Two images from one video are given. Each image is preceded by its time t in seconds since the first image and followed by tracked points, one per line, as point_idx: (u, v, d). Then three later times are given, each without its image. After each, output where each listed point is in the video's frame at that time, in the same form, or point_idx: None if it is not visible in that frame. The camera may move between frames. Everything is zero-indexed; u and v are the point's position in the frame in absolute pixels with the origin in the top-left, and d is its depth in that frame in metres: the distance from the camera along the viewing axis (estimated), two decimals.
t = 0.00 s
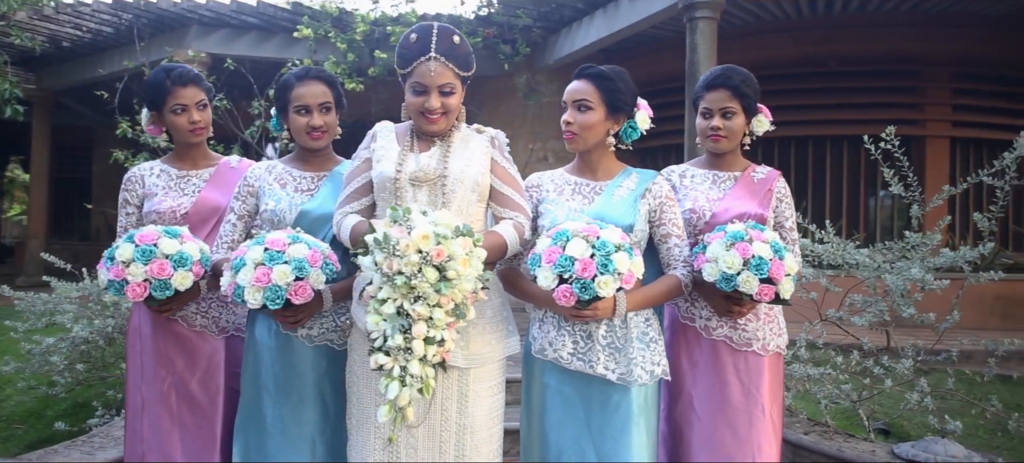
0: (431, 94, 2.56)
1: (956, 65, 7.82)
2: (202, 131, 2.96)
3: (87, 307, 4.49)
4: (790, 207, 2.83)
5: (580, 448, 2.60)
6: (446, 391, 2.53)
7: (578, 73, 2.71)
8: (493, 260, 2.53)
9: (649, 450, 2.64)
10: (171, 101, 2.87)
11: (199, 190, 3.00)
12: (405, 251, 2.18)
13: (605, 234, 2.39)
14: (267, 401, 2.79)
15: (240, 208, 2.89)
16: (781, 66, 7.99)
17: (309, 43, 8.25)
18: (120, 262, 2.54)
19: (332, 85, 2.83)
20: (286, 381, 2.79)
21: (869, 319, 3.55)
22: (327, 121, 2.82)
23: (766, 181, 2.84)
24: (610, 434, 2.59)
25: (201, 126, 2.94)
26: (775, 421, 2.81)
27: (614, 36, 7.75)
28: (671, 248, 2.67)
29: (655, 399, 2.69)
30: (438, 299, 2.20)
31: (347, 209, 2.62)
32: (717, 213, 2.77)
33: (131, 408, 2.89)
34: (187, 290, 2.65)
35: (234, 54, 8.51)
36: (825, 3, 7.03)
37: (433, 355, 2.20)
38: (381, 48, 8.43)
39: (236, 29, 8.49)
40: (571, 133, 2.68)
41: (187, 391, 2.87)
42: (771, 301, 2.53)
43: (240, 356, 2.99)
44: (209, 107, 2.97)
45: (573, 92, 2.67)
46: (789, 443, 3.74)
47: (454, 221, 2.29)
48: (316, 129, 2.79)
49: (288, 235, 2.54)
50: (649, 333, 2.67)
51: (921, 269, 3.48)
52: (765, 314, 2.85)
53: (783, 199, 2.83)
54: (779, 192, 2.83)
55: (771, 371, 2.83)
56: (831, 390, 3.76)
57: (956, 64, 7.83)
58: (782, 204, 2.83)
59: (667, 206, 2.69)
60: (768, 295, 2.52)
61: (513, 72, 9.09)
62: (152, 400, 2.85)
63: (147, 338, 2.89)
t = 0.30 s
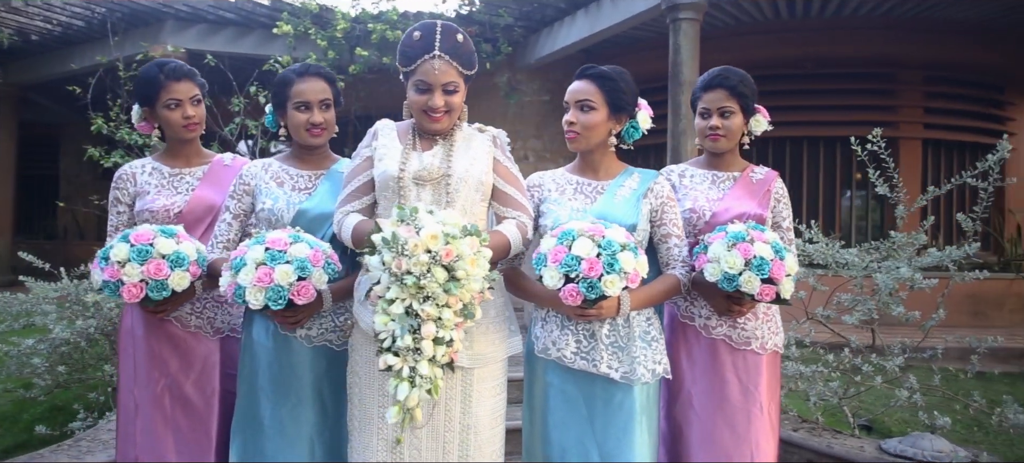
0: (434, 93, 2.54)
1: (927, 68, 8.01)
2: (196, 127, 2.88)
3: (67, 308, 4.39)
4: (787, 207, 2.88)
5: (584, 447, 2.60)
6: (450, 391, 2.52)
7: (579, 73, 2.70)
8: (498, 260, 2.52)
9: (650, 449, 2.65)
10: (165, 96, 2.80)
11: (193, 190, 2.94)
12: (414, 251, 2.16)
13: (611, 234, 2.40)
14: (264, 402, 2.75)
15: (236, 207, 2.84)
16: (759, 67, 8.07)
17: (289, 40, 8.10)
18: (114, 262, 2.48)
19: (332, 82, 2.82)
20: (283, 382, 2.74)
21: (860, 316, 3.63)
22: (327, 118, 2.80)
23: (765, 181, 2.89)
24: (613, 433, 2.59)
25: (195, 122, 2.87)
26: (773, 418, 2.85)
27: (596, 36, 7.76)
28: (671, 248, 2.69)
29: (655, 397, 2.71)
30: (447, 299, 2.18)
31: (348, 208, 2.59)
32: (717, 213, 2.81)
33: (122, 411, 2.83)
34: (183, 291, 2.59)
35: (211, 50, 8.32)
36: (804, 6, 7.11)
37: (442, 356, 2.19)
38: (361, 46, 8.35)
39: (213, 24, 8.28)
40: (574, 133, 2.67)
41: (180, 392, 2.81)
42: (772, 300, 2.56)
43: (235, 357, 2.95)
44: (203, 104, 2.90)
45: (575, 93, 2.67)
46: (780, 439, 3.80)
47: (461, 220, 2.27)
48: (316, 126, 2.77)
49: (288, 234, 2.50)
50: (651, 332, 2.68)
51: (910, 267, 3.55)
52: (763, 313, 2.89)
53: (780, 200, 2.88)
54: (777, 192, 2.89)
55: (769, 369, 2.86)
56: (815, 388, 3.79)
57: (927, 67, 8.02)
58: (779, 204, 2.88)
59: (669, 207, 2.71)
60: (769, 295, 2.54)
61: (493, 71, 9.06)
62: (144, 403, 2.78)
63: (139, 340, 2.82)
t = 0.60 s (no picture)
0: (441, 89, 2.52)
1: (903, 71, 8.14)
2: (194, 122, 2.83)
3: (50, 308, 4.29)
4: (787, 206, 2.91)
5: (590, 445, 2.60)
6: (456, 390, 2.50)
7: (584, 72, 2.70)
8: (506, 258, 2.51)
9: (655, 447, 2.66)
10: (163, 89, 2.75)
11: (190, 187, 2.88)
12: (427, 249, 2.14)
13: (621, 233, 2.40)
14: (265, 403, 2.70)
15: (235, 205, 2.78)
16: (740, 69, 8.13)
17: (271, 36, 7.98)
18: (113, 260, 2.42)
19: (333, 78, 2.80)
20: (284, 382, 2.70)
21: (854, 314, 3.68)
22: (330, 114, 2.77)
23: (766, 180, 2.92)
24: (620, 431, 2.59)
25: (192, 117, 2.81)
26: (774, 416, 2.87)
27: (581, 36, 7.76)
28: (675, 246, 2.70)
29: (660, 395, 2.72)
30: (460, 298, 2.17)
31: (352, 206, 2.56)
32: (720, 212, 2.83)
33: (116, 413, 2.76)
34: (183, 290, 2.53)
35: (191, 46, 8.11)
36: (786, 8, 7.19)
37: (455, 355, 2.18)
38: (343, 43, 8.25)
39: (192, 20, 8.08)
40: (580, 131, 2.67)
41: (177, 394, 2.75)
42: (777, 299, 2.57)
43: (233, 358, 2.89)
44: (200, 99, 2.85)
45: (581, 91, 2.66)
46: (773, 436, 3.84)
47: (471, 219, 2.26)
48: (318, 122, 2.74)
49: (293, 232, 2.46)
50: (656, 331, 2.69)
51: (902, 267, 3.61)
52: (765, 312, 2.91)
53: (781, 198, 2.91)
54: (778, 192, 2.92)
55: (771, 367, 2.88)
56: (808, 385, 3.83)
57: (904, 70, 8.15)
58: (780, 203, 2.91)
59: (673, 205, 2.71)
60: (775, 294, 2.56)
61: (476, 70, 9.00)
62: (141, 404, 2.72)
63: (134, 341, 2.76)
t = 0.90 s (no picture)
0: (451, 87, 2.49)
1: (884, 73, 8.24)
2: (193, 118, 2.76)
3: (35, 309, 4.19)
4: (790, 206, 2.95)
5: (600, 446, 2.58)
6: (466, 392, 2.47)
7: (593, 71, 2.68)
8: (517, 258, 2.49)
9: (663, 447, 2.66)
10: (163, 83, 2.68)
11: (189, 186, 2.81)
12: (442, 249, 2.12)
13: (633, 233, 2.40)
14: (269, 407, 2.65)
15: (236, 203, 2.72)
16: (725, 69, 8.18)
17: (254, 33, 7.85)
18: (115, 260, 2.36)
19: (339, 75, 2.76)
20: (289, 384, 2.65)
21: (851, 313, 3.73)
22: (335, 112, 2.73)
23: (770, 181, 2.94)
24: (629, 432, 2.59)
25: (192, 112, 2.75)
26: (778, 415, 2.89)
27: (568, 35, 7.74)
28: (682, 246, 2.70)
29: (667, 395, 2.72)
30: (476, 298, 2.16)
31: (359, 205, 2.52)
32: (726, 212, 2.84)
33: (114, 417, 2.70)
34: (187, 291, 2.48)
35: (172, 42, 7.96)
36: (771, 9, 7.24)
37: (471, 356, 2.16)
38: (328, 40, 8.14)
39: (173, 15, 7.91)
40: (589, 131, 2.66)
41: (178, 396, 2.69)
42: (785, 299, 2.59)
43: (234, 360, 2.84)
44: (201, 95, 2.78)
45: (590, 91, 2.65)
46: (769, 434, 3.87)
47: (485, 219, 2.24)
48: (323, 119, 2.69)
49: (300, 232, 2.41)
50: (664, 331, 2.69)
51: (899, 267, 3.67)
52: (769, 311, 2.93)
53: (783, 199, 2.95)
54: (781, 192, 2.95)
55: (774, 367, 2.91)
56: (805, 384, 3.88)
57: (884, 72, 8.25)
58: (783, 203, 2.94)
59: (681, 205, 2.71)
60: (784, 294, 2.57)
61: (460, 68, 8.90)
62: (140, 408, 2.66)
63: (133, 344, 2.69)
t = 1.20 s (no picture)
0: (459, 89, 2.47)
1: (863, 76, 8.30)
2: (193, 117, 2.72)
3: (18, 314, 4.09)
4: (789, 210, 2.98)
5: (606, 449, 2.58)
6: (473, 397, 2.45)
7: (600, 74, 2.68)
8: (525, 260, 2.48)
9: (668, 449, 2.66)
10: (164, 81, 2.65)
11: (188, 188, 2.76)
12: (455, 253, 2.10)
13: (642, 236, 2.39)
14: (271, 412, 2.60)
15: (236, 205, 2.66)
16: (709, 71, 8.23)
17: (236, 31, 7.70)
18: (115, 264, 2.30)
19: (342, 76, 2.73)
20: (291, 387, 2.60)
21: (845, 315, 3.77)
22: (338, 112, 2.69)
23: (770, 184, 2.97)
24: (635, 434, 2.59)
25: (192, 112, 2.71)
26: (778, 417, 2.91)
27: (553, 36, 7.73)
28: (687, 249, 2.70)
29: (671, 398, 2.72)
30: (488, 302, 2.14)
31: (365, 207, 2.48)
32: (729, 215, 2.86)
33: (111, 424, 2.63)
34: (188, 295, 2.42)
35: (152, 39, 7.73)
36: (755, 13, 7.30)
37: (482, 360, 2.15)
38: (310, 39, 8.03)
39: (153, 12, 7.71)
40: (595, 134, 2.65)
41: (176, 402, 2.64)
42: (790, 301, 2.62)
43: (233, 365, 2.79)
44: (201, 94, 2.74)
45: (597, 93, 2.65)
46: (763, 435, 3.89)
47: (496, 222, 2.22)
48: (326, 120, 2.66)
49: (306, 235, 2.37)
50: (668, 334, 2.71)
51: (892, 269, 3.73)
52: (769, 314, 2.96)
53: (783, 203, 2.98)
54: (781, 195, 2.98)
55: (775, 369, 2.93)
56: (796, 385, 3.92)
57: (863, 75, 8.31)
58: (783, 207, 2.97)
59: (686, 208, 2.72)
60: (789, 296, 2.60)
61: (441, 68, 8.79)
62: (136, 415, 2.60)
63: (130, 349, 2.64)
